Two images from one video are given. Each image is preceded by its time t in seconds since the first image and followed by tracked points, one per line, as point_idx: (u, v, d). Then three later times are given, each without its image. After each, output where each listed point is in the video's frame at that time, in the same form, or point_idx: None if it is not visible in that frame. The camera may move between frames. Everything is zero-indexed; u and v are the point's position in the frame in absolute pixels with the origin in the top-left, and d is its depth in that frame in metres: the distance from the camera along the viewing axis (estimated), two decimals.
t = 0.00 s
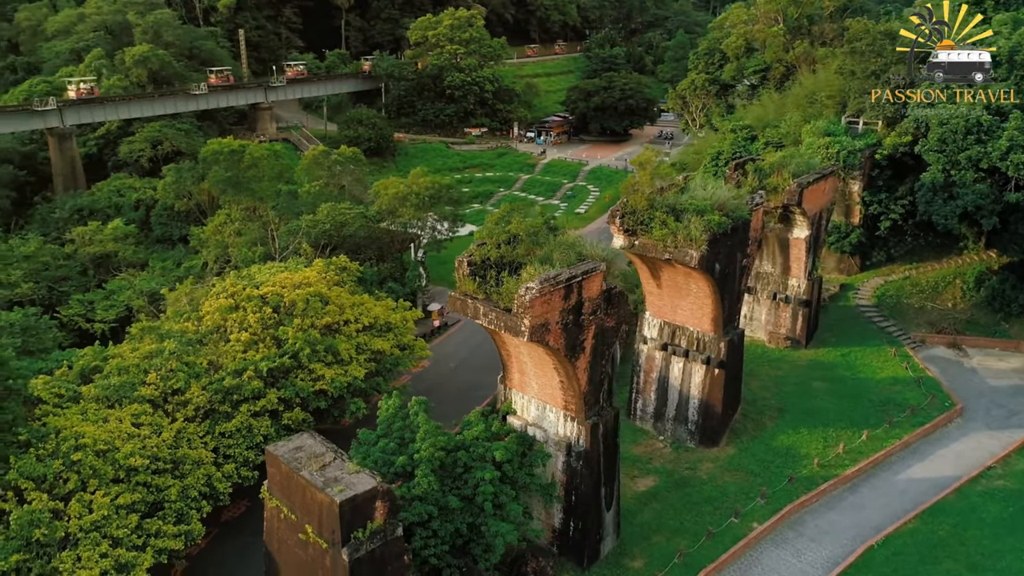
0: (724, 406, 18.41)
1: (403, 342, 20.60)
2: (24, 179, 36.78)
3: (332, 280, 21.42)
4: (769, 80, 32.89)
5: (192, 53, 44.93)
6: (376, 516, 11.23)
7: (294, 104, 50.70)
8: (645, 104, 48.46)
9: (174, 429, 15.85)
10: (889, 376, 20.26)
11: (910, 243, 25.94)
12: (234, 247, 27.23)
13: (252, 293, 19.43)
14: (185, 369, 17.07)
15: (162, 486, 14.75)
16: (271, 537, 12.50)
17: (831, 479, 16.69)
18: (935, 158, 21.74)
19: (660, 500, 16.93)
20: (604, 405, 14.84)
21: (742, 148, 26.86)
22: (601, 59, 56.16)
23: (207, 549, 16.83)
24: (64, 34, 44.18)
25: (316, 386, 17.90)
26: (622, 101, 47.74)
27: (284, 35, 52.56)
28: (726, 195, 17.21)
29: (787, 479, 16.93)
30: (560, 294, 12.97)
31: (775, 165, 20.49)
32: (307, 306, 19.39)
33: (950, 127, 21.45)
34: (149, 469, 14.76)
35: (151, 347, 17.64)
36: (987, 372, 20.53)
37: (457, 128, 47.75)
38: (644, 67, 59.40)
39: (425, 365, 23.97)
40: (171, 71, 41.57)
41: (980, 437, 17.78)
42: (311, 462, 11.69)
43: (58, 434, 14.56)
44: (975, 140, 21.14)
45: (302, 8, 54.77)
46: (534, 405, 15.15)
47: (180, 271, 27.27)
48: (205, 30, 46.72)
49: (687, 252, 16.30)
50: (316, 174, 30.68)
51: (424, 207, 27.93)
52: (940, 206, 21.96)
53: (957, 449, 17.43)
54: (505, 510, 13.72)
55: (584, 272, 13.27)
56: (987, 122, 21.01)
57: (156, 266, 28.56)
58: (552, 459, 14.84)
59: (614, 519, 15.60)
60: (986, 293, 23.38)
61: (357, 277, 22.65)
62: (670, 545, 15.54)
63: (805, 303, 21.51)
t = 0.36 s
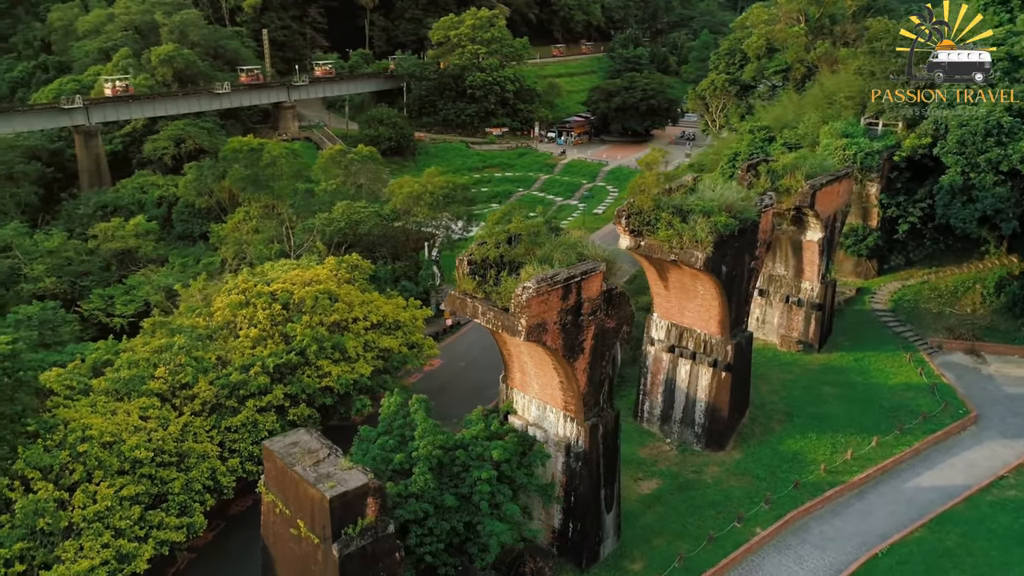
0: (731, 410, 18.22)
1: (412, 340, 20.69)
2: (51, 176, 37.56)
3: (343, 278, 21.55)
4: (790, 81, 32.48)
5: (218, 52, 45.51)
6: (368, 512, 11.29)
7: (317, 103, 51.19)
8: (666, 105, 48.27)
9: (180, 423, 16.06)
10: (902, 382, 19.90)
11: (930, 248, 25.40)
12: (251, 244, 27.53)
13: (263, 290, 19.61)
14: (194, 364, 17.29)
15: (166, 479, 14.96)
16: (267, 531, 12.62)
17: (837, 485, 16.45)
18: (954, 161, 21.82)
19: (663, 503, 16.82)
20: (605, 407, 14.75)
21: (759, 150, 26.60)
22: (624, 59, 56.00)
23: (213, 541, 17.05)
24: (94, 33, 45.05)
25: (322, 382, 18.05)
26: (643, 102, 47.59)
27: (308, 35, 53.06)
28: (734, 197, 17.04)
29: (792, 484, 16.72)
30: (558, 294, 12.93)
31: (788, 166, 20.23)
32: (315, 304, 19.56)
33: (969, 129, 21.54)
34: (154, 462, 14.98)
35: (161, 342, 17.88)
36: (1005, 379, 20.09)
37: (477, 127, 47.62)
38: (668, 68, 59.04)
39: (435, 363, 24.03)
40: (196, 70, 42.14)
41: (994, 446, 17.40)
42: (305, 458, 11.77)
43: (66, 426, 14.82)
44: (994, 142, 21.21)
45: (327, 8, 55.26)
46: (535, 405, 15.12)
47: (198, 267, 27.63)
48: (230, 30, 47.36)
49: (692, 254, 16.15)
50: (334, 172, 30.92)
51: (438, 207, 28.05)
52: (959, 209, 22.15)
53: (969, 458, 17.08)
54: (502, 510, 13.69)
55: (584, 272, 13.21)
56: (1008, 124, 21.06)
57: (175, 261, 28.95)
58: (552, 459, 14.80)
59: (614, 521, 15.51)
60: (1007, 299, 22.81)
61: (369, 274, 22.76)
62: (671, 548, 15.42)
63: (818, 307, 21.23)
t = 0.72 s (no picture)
0: (739, 413, 18.02)
1: (421, 338, 20.78)
2: (79, 172, 38.35)
3: (355, 276, 21.69)
4: (812, 81, 32.05)
5: (244, 52, 46.08)
6: (360, 508, 11.37)
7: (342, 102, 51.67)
8: (690, 105, 48.02)
9: (188, 416, 16.29)
10: (917, 389, 19.51)
11: (950, 251, 24.91)
12: (269, 241, 27.84)
13: (274, 287, 19.81)
14: (203, 359, 17.52)
15: (172, 471, 15.21)
16: (264, 525, 12.75)
17: (845, 492, 16.19)
18: (975, 163, 21.94)
19: (667, 505, 16.70)
20: (605, 408, 14.66)
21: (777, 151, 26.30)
22: (649, 60, 55.76)
23: (219, 535, 17.26)
24: (124, 33, 45.91)
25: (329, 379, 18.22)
26: (666, 102, 47.50)
27: (334, 35, 53.55)
28: (744, 198, 16.84)
29: (798, 490, 16.49)
30: (555, 294, 12.88)
31: (802, 167, 19.88)
32: (325, 301, 19.73)
33: (990, 130, 21.65)
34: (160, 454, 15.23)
35: (172, 336, 18.15)
36: None
37: (499, 127, 47.69)
38: (694, 68, 58.59)
39: (447, 361, 24.12)
40: (222, 69, 42.73)
41: (1009, 456, 17.01)
42: (299, 453, 11.87)
43: (75, 416, 15.11)
44: (1016, 143, 21.37)
45: (353, 8, 55.73)
46: (536, 405, 15.09)
47: (216, 263, 28.00)
48: (257, 30, 47.97)
49: (699, 255, 16.03)
50: (352, 171, 31.15)
51: (453, 205, 28.16)
52: (979, 213, 22.39)
53: (982, 467, 16.72)
54: (499, 509, 13.69)
55: (583, 272, 13.15)
56: None
57: (196, 257, 29.37)
58: (552, 459, 14.76)
59: (615, 523, 15.42)
60: None
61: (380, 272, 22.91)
62: (671, 551, 15.31)
63: (832, 310, 20.94)
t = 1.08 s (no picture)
0: (746, 417, 17.83)
1: (430, 337, 20.86)
2: (106, 170, 39.07)
3: (366, 274, 21.82)
4: (834, 82, 31.61)
5: (269, 51, 46.58)
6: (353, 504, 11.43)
7: (364, 102, 52.02)
8: (713, 106, 47.69)
9: (195, 410, 16.51)
10: (931, 396, 19.14)
11: (971, 256, 24.33)
12: (286, 239, 28.13)
13: (285, 283, 19.99)
14: (212, 354, 17.75)
15: (177, 464, 15.42)
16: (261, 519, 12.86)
17: (851, 498, 15.93)
18: (995, 166, 21.68)
19: (670, 508, 16.57)
20: (606, 408, 14.57)
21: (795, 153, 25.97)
22: (673, 60, 55.42)
23: (225, 528, 17.46)
24: (152, 33, 46.67)
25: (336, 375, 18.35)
26: (688, 102, 47.13)
27: (359, 35, 53.95)
28: (753, 199, 16.64)
29: (804, 495, 16.27)
30: (553, 294, 12.83)
31: (815, 169, 19.66)
32: (335, 298, 19.86)
33: (1011, 132, 21.31)
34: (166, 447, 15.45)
35: (183, 331, 18.40)
36: None
37: (520, 127, 47.66)
38: (719, 68, 58.12)
39: (457, 361, 24.14)
40: (246, 68, 43.19)
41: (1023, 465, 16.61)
42: (295, 448, 11.96)
43: (84, 409, 15.39)
44: None
45: (377, 8, 56.10)
46: (537, 405, 15.05)
47: (234, 260, 28.34)
48: (282, 30, 48.51)
49: (704, 256, 15.87)
50: (369, 169, 31.35)
51: (468, 205, 28.21)
52: (998, 216, 22.11)
53: (994, 476, 16.34)
54: (496, 508, 13.67)
55: (582, 272, 13.08)
56: None
57: (215, 254, 29.75)
58: (552, 459, 14.71)
59: (616, 525, 15.34)
60: None
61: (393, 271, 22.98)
62: (672, 555, 15.19)
63: (845, 314, 20.65)
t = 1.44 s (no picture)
0: (754, 422, 17.60)
1: (440, 336, 20.92)
2: (133, 167, 39.77)
3: (378, 272, 21.93)
4: (858, 83, 31.14)
5: (295, 51, 47.08)
6: (346, 500, 11.48)
7: (389, 102, 52.30)
8: (737, 107, 47.29)
9: (203, 404, 16.73)
10: (946, 403, 18.76)
11: (996, 261, 23.71)
12: (304, 237, 28.41)
13: (296, 281, 20.15)
14: (222, 349, 17.97)
15: (183, 457, 15.64)
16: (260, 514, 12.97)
17: (859, 506, 15.65)
18: (1018, 168, 21.64)
19: (674, 512, 16.43)
20: (606, 410, 14.49)
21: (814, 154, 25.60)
22: (699, 60, 55.03)
23: (233, 522, 17.63)
24: (182, 33, 47.39)
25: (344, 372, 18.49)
26: (712, 103, 46.75)
27: (384, 35, 54.26)
28: (762, 201, 16.42)
29: (810, 502, 16.02)
30: (551, 294, 12.79)
31: (831, 170, 19.46)
32: (345, 296, 20.00)
33: None
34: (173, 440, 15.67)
35: (194, 327, 18.65)
36: None
37: (543, 127, 47.62)
38: (746, 69, 57.56)
39: (469, 361, 24.13)
40: (271, 67, 43.65)
41: None
42: (292, 444, 12.06)
43: (94, 401, 15.67)
44: None
45: (403, 9, 56.41)
46: (539, 405, 15.01)
47: (253, 257, 28.65)
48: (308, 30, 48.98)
49: (711, 258, 15.68)
50: (387, 168, 31.52)
51: (483, 205, 28.25)
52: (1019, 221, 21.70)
53: (1008, 486, 15.97)
54: (493, 507, 13.64)
55: (581, 273, 13.01)
56: None
57: (235, 250, 30.12)
58: (552, 460, 14.66)
59: (617, 527, 15.25)
60: None
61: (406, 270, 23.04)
62: (673, 559, 15.06)
63: (860, 319, 20.31)
